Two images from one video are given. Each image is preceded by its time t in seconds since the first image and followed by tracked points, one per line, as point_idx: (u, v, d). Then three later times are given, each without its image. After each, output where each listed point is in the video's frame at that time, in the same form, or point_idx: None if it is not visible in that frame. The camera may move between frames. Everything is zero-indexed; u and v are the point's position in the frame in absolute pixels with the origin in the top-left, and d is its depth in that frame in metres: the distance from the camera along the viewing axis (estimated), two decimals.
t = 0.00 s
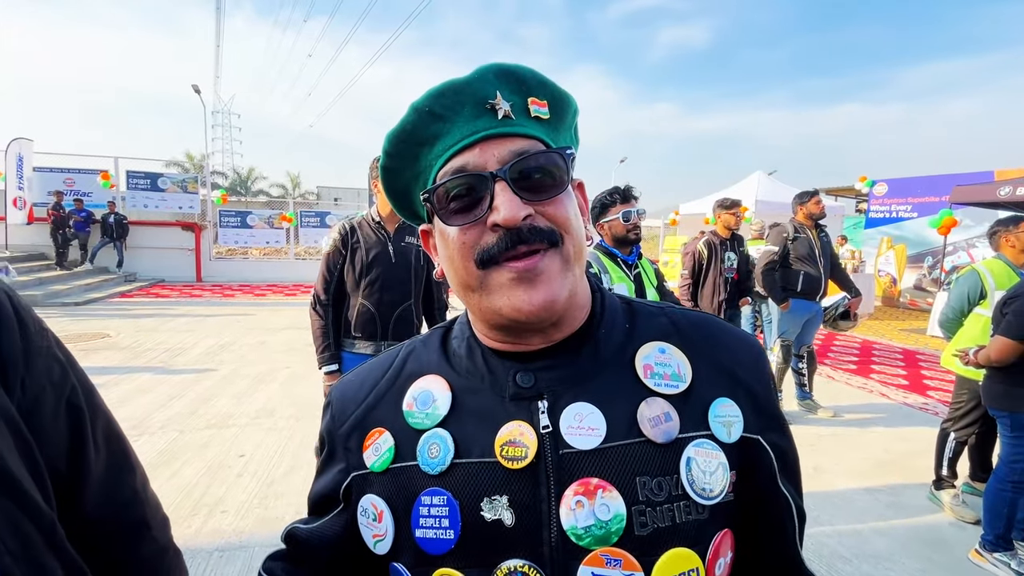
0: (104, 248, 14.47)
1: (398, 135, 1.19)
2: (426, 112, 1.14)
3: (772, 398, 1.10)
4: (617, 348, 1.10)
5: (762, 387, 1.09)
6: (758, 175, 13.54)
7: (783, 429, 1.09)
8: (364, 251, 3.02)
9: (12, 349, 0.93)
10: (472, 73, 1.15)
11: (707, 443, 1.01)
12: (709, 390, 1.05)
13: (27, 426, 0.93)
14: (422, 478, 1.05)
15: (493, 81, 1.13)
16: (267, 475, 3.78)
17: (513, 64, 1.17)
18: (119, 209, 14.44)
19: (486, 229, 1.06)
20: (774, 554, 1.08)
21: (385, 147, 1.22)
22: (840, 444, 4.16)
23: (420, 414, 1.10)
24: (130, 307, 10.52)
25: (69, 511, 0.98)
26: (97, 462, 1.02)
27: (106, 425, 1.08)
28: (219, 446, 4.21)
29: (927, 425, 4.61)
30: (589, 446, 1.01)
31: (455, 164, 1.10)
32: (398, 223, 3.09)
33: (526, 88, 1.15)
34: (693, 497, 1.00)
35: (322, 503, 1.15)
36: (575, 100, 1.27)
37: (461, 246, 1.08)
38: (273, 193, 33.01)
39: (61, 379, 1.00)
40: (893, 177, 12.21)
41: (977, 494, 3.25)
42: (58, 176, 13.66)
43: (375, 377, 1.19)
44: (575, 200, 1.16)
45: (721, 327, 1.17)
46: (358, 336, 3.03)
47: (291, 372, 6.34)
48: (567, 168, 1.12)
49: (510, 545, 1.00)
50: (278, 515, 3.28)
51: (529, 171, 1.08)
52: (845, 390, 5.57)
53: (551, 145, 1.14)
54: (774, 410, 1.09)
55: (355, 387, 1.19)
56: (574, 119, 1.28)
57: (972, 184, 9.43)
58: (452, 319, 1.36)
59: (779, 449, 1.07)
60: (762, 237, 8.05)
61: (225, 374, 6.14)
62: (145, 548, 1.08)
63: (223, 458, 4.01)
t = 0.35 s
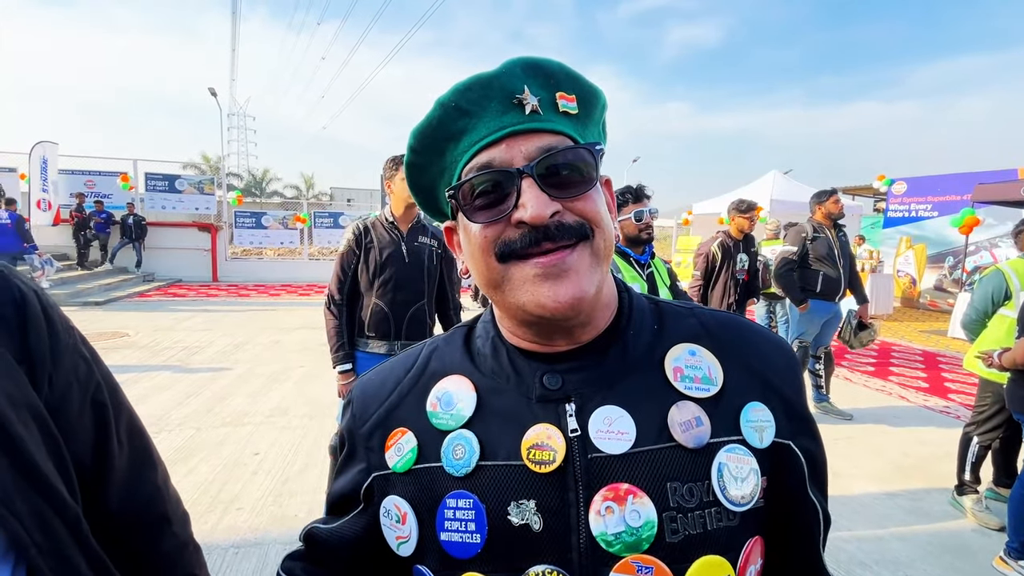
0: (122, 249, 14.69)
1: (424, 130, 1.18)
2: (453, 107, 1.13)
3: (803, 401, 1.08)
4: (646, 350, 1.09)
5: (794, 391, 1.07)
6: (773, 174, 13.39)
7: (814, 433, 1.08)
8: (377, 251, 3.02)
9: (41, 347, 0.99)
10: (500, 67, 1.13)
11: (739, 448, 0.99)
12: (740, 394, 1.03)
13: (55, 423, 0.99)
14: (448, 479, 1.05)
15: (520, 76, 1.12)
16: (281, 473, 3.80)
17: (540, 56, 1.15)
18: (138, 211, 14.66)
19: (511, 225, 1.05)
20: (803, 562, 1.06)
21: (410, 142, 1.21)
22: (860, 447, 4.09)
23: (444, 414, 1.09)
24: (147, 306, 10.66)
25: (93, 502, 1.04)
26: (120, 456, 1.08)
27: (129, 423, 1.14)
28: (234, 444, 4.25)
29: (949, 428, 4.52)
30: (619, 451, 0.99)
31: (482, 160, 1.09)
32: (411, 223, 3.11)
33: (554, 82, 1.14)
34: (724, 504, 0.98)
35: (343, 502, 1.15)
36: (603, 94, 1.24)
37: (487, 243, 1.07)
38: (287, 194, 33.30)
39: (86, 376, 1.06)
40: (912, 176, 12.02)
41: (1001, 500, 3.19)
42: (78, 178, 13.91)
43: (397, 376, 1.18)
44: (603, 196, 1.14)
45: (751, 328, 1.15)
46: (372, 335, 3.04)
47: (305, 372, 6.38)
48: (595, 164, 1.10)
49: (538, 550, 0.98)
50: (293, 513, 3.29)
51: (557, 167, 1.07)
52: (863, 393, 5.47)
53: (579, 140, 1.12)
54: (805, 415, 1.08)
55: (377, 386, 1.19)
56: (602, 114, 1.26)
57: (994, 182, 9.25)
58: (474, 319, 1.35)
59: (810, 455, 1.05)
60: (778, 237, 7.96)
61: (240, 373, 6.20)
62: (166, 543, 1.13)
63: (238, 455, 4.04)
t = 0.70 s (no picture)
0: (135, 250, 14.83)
1: (465, 113, 1.15)
2: (501, 95, 1.11)
3: (813, 405, 1.06)
4: (657, 351, 1.07)
5: (804, 395, 1.06)
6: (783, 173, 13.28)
7: (825, 438, 1.05)
8: (385, 251, 3.02)
9: (57, 349, 1.01)
10: (552, 62, 1.13)
11: (750, 451, 0.98)
12: (751, 397, 1.02)
13: (70, 423, 1.01)
14: (455, 478, 1.03)
15: (572, 74, 1.12)
16: (290, 473, 3.81)
17: (590, 57, 1.16)
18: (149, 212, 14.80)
19: (558, 226, 1.02)
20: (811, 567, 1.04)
21: (448, 123, 1.17)
22: (873, 450, 4.03)
23: (452, 412, 1.07)
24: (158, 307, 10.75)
25: (107, 501, 1.06)
26: (133, 457, 1.10)
27: (142, 423, 1.16)
28: (244, 444, 4.26)
29: (964, 430, 4.45)
30: (629, 452, 0.98)
31: (531, 154, 1.06)
32: (419, 224, 3.11)
33: (600, 86, 1.15)
34: (734, 508, 0.96)
35: (344, 497, 1.14)
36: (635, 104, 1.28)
37: (529, 242, 1.03)
38: (296, 195, 33.47)
39: (101, 377, 1.08)
40: (925, 175, 11.88)
41: (1017, 505, 3.16)
42: (92, 180, 14.07)
43: (403, 372, 1.17)
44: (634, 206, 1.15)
45: (761, 332, 1.13)
46: (380, 336, 3.04)
47: (314, 372, 6.40)
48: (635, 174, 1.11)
49: (546, 551, 0.97)
50: (302, 513, 3.29)
51: (604, 172, 1.06)
52: (875, 394, 5.40)
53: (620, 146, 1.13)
54: (815, 419, 1.06)
55: (381, 381, 1.18)
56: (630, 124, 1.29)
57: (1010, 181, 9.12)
58: (482, 317, 1.33)
59: (821, 460, 1.03)
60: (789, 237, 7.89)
61: (250, 373, 6.23)
62: (178, 545, 1.15)
63: (248, 455, 4.05)
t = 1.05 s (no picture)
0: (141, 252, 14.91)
1: (497, 109, 1.11)
2: (537, 97, 1.09)
3: (811, 403, 1.05)
4: (655, 353, 1.07)
5: (803, 393, 1.05)
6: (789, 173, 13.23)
7: (825, 435, 1.04)
8: (390, 254, 3.02)
9: (69, 355, 1.01)
10: (585, 71, 1.13)
11: (750, 449, 0.96)
12: (749, 395, 1.01)
13: (82, 428, 1.01)
14: (458, 480, 1.03)
15: (605, 87, 1.12)
16: (296, 474, 3.81)
17: (618, 72, 1.18)
18: (156, 214, 14.88)
19: (586, 235, 1.02)
20: (813, 565, 1.02)
21: (477, 118, 1.13)
22: (881, 452, 4.00)
23: (455, 415, 1.07)
24: (164, 308, 10.80)
25: (120, 505, 1.07)
26: (145, 462, 1.10)
27: (154, 427, 1.17)
28: (250, 445, 4.27)
29: (973, 432, 4.41)
30: (630, 452, 0.97)
31: (566, 161, 1.05)
32: (424, 226, 3.11)
33: (624, 102, 1.17)
34: (735, 505, 0.95)
35: (349, 501, 1.14)
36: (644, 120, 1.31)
37: (555, 248, 1.02)
38: (301, 196, 33.56)
39: (113, 383, 1.08)
40: (933, 175, 11.81)
41: None
42: (99, 183, 14.16)
43: (405, 376, 1.17)
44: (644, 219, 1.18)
45: (757, 332, 1.12)
46: (385, 338, 3.04)
47: (319, 373, 6.41)
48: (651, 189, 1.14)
49: (549, 552, 0.96)
50: (308, 514, 3.29)
51: (630, 186, 1.07)
52: (883, 396, 5.36)
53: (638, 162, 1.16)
54: (815, 416, 1.05)
55: (384, 386, 1.18)
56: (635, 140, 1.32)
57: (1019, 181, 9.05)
58: (482, 321, 1.33)
59: (822, 458, 1.02)
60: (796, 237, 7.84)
61: (256, 374, 6.25)
62: (188, 550, 1.15)
63: (254, 456, 4.06)
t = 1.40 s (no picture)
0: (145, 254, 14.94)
1: (503, 111, 1.11)
2: (543, 99, 1.09)
3: (816, 404, 1.04)
4: (658, 353, 1.06)
5: (807, 393, 1.04)
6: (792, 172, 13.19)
7: (829, 435, 1.04)
8: (394, 255, 3.02)
9: (81, 357, 1.02)
10: (592, 74, 1.13)
11: (753, 449, 0.96)
12: (753, 395, 1.00)
13: (93, 429, 1.02)
14: (464, 477, 1.03)
15: (610, 90, 1.13)
16: (300, 475, 3.81)
17: (624, 76, 1.18)
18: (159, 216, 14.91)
19: (589, 233, 1.02)
20: (820, 565, 1.02)
21: (483, 119, 1.13)
22: (886, 452, 3.99)
23: (463, 414, 1.07)
24: (168, 310, 10.82)
25: (130, 507, 1.07)
26: (155, 464, 1.11)
27: (163, 429, 1.17)
28: (254, 446, 4.27)
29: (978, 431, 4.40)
30: (633, 451, 0.97)
31: (569, 161, 1.05)
32: (427, 227, 3.11)
33: (629, 106, 1.18)
34: (738, 504, 0.94)
35: (360, 500, 1.14)
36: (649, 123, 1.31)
37: (559, 246, 1.02)
38: (303, 198, 33.59)
39: (124, 385, 1.09)
40: (936, 173, 11.77)
41: None
42: (103, 185, 14.21)
43: (415, 377, 1.17)
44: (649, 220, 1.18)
45: (761, 333, 1.12)
46: (388, 340, 3.03)
47: (323, 374, 6.41)
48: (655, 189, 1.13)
49: (554, 548, 0.96)
50: (312, 514, 3.30)
51: (634, 186, 1.07)
52: (887, 396, 5.34)
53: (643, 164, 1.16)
54: (819, 416, 1.04)
55: (395, 386, 1.18)
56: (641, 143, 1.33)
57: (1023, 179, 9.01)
58: (490, 322, 1.33)
59: (827, 458, 1.01)
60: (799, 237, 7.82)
61: (260, 375, 6.26)
62: (196, 551, 1.15)
63: (258, 457, 4.06)
